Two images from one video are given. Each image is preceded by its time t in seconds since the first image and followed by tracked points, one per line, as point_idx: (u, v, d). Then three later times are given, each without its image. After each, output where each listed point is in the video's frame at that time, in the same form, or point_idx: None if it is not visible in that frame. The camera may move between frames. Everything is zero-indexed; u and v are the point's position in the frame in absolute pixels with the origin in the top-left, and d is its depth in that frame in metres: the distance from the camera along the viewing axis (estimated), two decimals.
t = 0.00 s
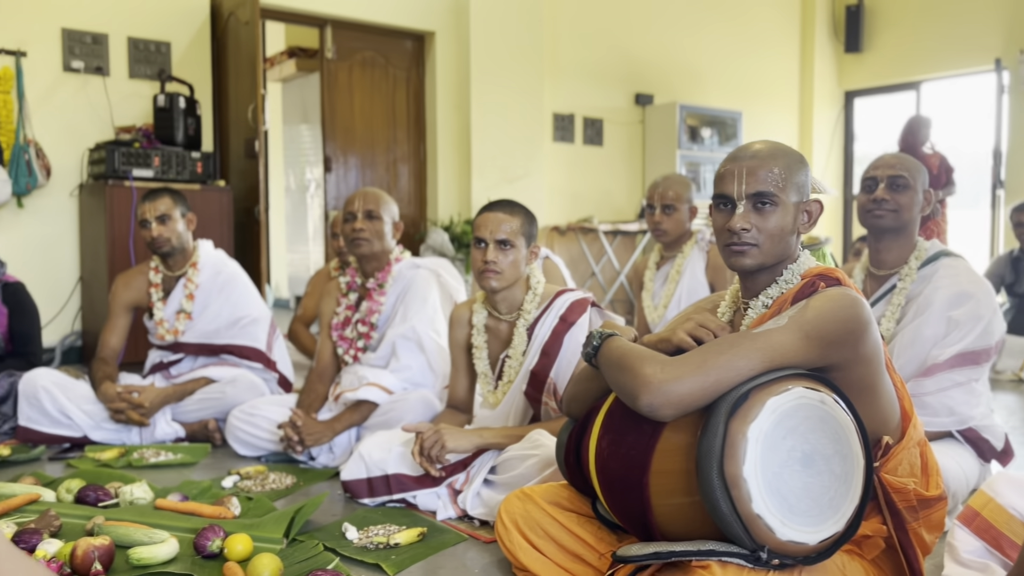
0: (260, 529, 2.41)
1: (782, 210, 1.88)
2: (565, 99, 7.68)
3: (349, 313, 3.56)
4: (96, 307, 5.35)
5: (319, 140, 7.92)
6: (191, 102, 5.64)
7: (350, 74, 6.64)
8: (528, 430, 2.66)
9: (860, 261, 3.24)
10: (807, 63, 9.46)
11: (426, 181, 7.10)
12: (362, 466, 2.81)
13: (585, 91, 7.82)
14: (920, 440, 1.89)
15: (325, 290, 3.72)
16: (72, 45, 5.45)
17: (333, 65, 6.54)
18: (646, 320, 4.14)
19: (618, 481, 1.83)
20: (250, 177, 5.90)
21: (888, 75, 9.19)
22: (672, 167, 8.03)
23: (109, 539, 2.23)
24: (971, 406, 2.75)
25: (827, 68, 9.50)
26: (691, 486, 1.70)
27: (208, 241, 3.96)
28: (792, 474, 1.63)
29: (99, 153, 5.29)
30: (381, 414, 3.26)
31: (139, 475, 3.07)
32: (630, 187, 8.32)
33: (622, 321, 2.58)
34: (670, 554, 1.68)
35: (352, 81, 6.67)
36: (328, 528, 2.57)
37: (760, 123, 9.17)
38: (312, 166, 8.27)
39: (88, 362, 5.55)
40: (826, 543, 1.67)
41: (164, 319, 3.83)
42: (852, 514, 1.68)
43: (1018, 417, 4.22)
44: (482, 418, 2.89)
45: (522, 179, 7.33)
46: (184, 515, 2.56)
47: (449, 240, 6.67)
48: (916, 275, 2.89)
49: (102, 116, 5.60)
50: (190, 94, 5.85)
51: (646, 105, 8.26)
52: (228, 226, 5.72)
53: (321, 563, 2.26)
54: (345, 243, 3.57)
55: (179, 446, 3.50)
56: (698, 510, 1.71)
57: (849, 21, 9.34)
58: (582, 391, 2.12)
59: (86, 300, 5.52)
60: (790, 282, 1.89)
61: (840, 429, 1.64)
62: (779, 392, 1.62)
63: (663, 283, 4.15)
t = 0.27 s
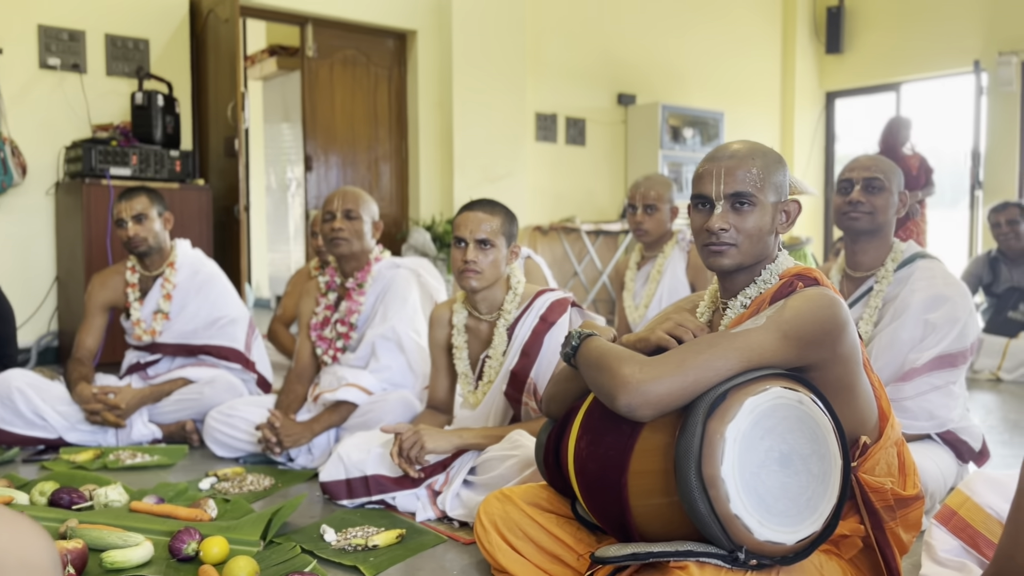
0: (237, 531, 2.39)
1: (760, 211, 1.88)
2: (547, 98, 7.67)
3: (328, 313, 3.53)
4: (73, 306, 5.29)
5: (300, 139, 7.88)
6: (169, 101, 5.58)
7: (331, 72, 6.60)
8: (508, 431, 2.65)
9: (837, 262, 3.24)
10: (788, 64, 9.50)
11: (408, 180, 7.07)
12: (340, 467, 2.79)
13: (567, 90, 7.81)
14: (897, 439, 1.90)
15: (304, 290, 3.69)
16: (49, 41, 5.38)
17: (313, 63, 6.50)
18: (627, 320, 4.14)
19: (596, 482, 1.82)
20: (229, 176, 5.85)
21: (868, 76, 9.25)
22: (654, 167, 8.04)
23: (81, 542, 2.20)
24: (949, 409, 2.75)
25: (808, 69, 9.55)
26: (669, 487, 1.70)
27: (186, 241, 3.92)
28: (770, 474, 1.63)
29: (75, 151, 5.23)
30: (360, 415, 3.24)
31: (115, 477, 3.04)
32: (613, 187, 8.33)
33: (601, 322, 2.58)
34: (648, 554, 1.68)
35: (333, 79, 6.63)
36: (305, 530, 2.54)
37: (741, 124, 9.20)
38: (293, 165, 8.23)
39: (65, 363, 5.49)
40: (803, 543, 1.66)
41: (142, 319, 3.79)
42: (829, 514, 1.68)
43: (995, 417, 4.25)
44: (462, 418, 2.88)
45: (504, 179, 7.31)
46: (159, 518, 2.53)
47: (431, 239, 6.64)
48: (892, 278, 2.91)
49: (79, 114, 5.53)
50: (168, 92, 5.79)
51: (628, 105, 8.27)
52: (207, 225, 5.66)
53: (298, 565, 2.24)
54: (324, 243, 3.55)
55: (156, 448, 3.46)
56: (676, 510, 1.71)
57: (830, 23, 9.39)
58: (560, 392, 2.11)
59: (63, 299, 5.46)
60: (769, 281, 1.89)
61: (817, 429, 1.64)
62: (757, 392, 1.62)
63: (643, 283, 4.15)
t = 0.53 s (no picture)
0: (220, 532, 2.37)
1: (746, 209, 1.87)
2: (534, 98, 7.67)
3: (314, 312, 3.51)
4: (56, 305, 5.24)
5: (287, 137, 7.84)
6: (154, 98, 5.54)
7: (318, 71, 6.58)
8: (495, 430, 2.64)
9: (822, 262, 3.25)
10: (774, 65, 9.53)
11: (395, 179, 7.04)
12: (326, 467, 2.77)
13: (555, 90, 7.81)
14: (883, 438, 1.90)
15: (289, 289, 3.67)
16: (32, 38, 5.32)
17: (300, 61, 6.47)
18: (614, 319, 4.14)
19: (582, 481, 1.81)
20: (215, 175, 5.81)
21: (854, 77, 9.30)
22: (641, 167, 8.05)
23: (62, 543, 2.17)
24: (934, 409, 2.76)
25: (795, 70, 9.58)
26: (655, 486, 1.69)
27: (170, 240, 3.89)
28: (756, 473, 1.62)
29: (59, 149, 5.18)
30: (346, 414, 3.22)
31: (97, 477, 3.01)
32: (600, 187, 8.33)
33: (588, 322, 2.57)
34: (634, 554, 1.67)
35: (320, 78, 6.61)
36: (290, 531, 2.53)
37: (728, 124, 9.23)
38: (279, 164, 8.19)
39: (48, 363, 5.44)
40: (789, 542, 1.66)
41: (125, 318, 3.76)
42: (814, 513, 1.68)
43: (979, 416, 4.27)
44: (449, 418, 2.87)
45: (492, 178, 7.30)
46: (142, 518, 2.50)
47: (418, 239, 6.63)
48: (876, 279, 2.91)
49: (62, 111, 5.48)
50: (153, 90, 5.75)
51: (616, 105, 8.27)
52: (193, 224, 5.63)
53: (282, 566, 2.22)
54: (310, 242, 3.53)
55: (140, 448, 3.43)
56: (662, 509, 1.71)
57: (816, 23, 9.43)
58: (547, 391, 2.11)
59: (46, 298, 5.41)
60: (755, 280, 1.89)
61: (803, 428, 1.64)
62: (743, 391, 1.61)
63: (631, 283, 4.15)
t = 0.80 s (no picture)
0: (206, 533, 2.35)
1: (734, 208, 1.87)
2: (525, 97, 7.66)
3: (302, 311, 3.49)
4: (42, 304, 5.20)
5: (276, 136, 7.81)
6: (142, 96, 5.50)
7: (307, 69, 6.55)
8: (483, 430, 2.63)
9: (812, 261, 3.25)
10: (765, 64, 9.55)
11: (385, 177, 7.02)
12: (313, 467, 2.75)
13: (545, 89, 7.80)
14: (871, 437, 1.90)
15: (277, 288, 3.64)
16: (18, 36, 5.28)
17: (289, 59, 6.44)
18: (604, 318, 4.14)
19: (570, 482, 1.81)
20: (203, 173, 5.79)
21: (844, 76, 9.32)
22: (632, 166, 8.05)
23: (45, 545, 2.15)
24: (923, 408, 2.77)
25: (784, 69, 9.61)
26: (643, 486, 1.68)
27: (157, 238, 3.86)
28: (743, 473, 1.62)
29: (45, 147, 5.14)
30: (333, 414, 3.20)
31: (82, 478, 2.98)
32: (591, 186, 8.33)
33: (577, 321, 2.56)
34: (621, 555, 1.66)
35: (310, 76, 6.58)
36: (277, 532, 2.51)
37: (719, 123, 9.24)
38: (269, 162, 8.15)
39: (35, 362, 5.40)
40: (777, 542, 1.66)
41: (112, 317, 3.73)
42: (803, 513, 1.67)
43: (967, 415, 4.29)
44: (437, 417, 2.85)
45: (483, 176, 7.29)
46: (127, 519, 2.48)
47: (408, 238, 6.61)
48: (866, 279, 2.92)
49: (49, 108, 5.44)
50: (141, 87, 5.71)
51: (606, 104, 8.27)
52: (181, 222, 5.60)
53: (268, 567, 2.20)
54: (297, 240, 3.51)
55: (126, 448, 3.41)
56: (650, 510, 1.70)
57: (806, 24, 9.46)
58: (535, 390, 2.09)
59: (32, 296, 5.37)
60: (744, 279, 1.88)
61: (791, 428, 1.63)
62: (732, 391, 1.60)
63: (620, 282, 4.14)
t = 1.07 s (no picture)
0: (197, 535, 2.33)
1: (729, 207, 1.85)
2: (519, 95, 7.64)
3: (294, 310, 3.46)
4: (33, 303, 5.16)
5: (269, 135, 7.78)
6: (133, 94, 5.47)
7: (301, 67, 6.52)
8: (476, 430, 2.61)
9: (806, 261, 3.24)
10: (759, 64, 9.55)
11: (378, 176, 6.99)
12: (305, 467, 2.73)
13: (540, 87, 7.79)
14: (866, 438, 1.88)
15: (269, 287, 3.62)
16: (9, 32, 5.24)
17: (282, 57, 6.41)
18: (598, 318, 4.13)
19: (563, 483, 1.79)
20: (195, 171, 5.76)
21: (838, 76, 9.32)
22: (626, 165, 8.04)
23: (34, 546, 2.12)
24: (917, 408, 2.76)
25: (779, 69, 9.61)
26: (637, 488, 1.67)
27: (148, 237, 3.83)
28: (738, 475, 1.60)
29: (35, 144, 5.10)
30: (326, 414, 3.18)
31: (72, 479, 2.96)
32: (585, 185, 8.32)
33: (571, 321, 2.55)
34: (615, 557, 1.65)
35: (303, 74, 6.55)
36: (268, 533, 2.49)
37: (713, 122, 9.23)
38: (262, 160, 8.12)
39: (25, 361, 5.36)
40: (772, 544, 1.64)
41: (103, 317, 3.71)
42: (798, 515, 1.66)
43: (961, 414, 4.29)
44: (430, 417, 2.83)
45: (476, 175, 7.27)
46: (116, 521, 2.46)
47: (401, 236, 6.58)
48: (860, 279, 2.91)
49: (40, 106, 5.40)
50: (132, 85, 5.68)
51: (600, 103, 8.25)
52: (173, 220, 5.56)
53: (259, 569, 2.18)
54: (289, 239, 3.48)
55: (116, 448, 3.38)
56: (644, 512, 1.68)
57: (800, 23, 9.46)
58: (528, 391, 2.08)
59: (23, 295, 5.33)
60: (738, 279, 1.87)
61: (786, 429, 1.62)
62: (726, 392, 1.59)
63: (615, 281, 4.13)
